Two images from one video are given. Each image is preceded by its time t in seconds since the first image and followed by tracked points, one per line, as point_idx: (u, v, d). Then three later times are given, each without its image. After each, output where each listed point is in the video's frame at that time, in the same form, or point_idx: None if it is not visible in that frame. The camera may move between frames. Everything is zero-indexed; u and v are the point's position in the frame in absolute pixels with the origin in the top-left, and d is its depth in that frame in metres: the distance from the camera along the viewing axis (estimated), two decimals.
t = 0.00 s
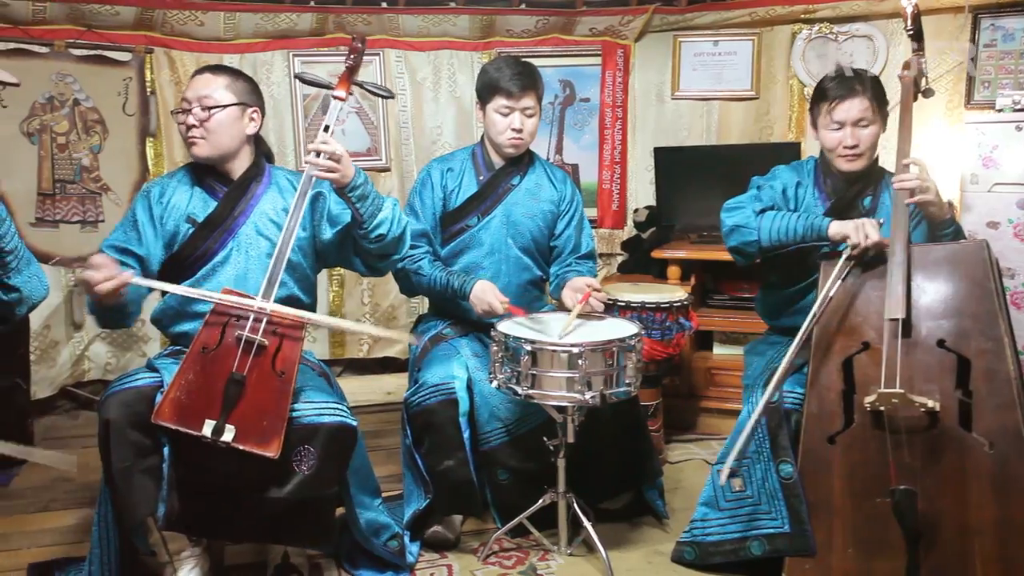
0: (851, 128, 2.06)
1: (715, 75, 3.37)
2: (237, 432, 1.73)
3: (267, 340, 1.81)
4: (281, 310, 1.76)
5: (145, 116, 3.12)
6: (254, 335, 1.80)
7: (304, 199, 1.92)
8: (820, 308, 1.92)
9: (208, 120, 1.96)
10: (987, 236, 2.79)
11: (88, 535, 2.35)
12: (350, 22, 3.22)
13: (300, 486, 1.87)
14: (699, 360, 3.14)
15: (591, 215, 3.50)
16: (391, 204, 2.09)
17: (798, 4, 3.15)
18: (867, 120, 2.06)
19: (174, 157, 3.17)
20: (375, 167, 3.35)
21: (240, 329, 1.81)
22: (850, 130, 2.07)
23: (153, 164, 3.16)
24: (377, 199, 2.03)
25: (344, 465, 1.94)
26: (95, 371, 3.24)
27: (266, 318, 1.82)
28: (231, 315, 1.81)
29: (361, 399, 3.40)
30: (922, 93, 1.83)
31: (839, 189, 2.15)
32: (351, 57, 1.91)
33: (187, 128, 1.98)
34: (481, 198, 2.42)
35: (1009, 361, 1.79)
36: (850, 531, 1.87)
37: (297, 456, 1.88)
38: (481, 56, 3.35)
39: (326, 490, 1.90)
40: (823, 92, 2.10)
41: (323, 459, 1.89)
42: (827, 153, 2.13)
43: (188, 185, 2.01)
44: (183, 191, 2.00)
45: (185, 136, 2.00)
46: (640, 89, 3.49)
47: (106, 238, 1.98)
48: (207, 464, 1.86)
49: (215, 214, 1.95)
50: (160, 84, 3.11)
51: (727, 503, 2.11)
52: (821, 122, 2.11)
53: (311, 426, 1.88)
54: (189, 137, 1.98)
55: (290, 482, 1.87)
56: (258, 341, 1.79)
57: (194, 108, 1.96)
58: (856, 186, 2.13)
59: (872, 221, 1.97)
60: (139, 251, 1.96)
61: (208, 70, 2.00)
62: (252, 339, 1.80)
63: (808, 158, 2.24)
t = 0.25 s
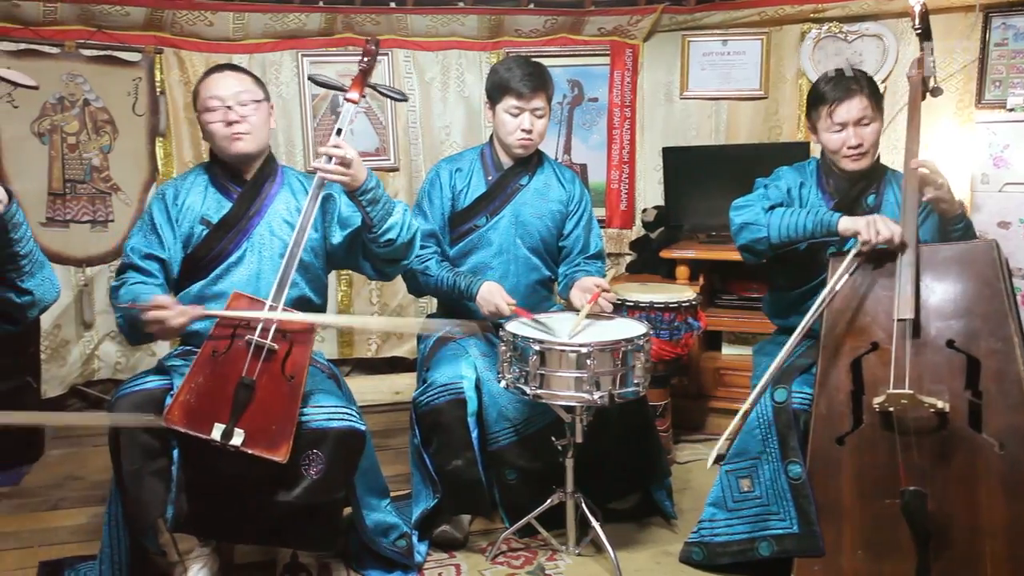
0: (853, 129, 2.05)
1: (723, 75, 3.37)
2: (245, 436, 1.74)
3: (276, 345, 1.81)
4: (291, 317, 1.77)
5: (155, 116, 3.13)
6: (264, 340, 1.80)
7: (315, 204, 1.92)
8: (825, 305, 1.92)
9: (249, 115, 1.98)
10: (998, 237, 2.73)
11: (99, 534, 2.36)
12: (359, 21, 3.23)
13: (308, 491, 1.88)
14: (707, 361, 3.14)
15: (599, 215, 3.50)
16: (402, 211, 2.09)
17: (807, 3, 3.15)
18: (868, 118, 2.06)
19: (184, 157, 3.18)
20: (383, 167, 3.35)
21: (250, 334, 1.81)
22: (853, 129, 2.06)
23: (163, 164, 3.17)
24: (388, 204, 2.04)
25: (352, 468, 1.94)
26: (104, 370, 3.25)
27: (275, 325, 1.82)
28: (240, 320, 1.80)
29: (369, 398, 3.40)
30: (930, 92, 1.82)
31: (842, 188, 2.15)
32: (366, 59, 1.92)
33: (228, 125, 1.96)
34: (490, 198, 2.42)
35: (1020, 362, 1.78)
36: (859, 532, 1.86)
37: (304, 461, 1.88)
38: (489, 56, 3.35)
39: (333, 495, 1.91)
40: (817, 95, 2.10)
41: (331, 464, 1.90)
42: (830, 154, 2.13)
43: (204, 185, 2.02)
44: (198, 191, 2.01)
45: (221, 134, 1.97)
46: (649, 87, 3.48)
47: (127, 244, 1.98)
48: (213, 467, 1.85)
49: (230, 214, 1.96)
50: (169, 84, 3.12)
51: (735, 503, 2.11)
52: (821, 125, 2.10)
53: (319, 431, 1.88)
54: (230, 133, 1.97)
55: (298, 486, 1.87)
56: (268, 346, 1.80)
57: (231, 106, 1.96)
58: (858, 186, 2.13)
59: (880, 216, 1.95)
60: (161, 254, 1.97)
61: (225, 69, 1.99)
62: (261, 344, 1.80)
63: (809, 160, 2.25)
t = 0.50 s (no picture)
0: (856, 122, 2.08)
1: (733, 74, 3.36)
2: (259, 438, 1.73)
3: (289, 347, 1.83)
4: (305, 318, 1.78)
5: (165, 116, 3.13)
6: (277, 342, 1.82)
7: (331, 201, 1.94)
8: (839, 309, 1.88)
9: (286, 119, 2.00)
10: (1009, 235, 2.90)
11: (109, 532, 2.37)
12: (368, 22, 3.23)
13: (321, 491, 1.87)
14: (717, 361, 3.13)
15: (608, 215, 3.50)
16: (417, 209, 2.09)
17: (818, 2, 3.14)
18: (871, 112, 2.08)
19: (193, 157, 3.18)
20: (392, 167, 3.35)
21: (264, 337, 1.83)
22: (857, 123, 2.09)
23: (173, 164, 3.17)
24: (403, 203, 2.04)
25: (363, 470, 1.93)
26: (116, 369, 3.26)
27: (289, 326, 1.84)
28: (254, 322, 1.83)
29: (378, 398, 3.41)
30: (942, 91, 1.80)
31: (847, 184, 2.16)
32: (380, 61, 1.93)
33: (269, 129, 1.97)
34: (500, 198, 2.42)
35: None
36: (870, 533, 1.86)
37: (316, 463, 1.88)
38: (499, 56, 3.35)
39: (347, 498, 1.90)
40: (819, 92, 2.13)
41: (343, 466, 1.89)
42: (834, 149, 2.15)
43: (214, 184, 2.02)
44: (208, 191, 2.01)
45: (261, 139, 1.96)
46: (658, 88, 3.48)
47: (128, 237, 2.00)
48: (226, 464, 1.87)
49: (244, 215, 1.96)
50: (179, 85, 3.12)
51: (745, 503, 2.10)
52: (825, 119, 2.13)
53: (331, 433, 1.88)
54: (272, 138, 1.97)
55: (310, 487, 1.87)
56: (281, 348, 1.81)
57: (271, 111, 1.98)
58: (866, 182, 2.13)
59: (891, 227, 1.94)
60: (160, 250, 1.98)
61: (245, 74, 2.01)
62: (275, 347, 1.82)
63: (812, 161, 2.26)
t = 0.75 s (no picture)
0: (878, 115, 2.07)
1: (743, 74, 3.36)
2: (270, 444, 1.75)
3: (301, 353, 1.82)
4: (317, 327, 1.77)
5: (175, 117, 3.15)
6: (288, 348, 1.81)
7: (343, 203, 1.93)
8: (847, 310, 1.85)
9: (297, 122, 2.01)
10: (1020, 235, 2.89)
11: (121, 530, 2.38)
12: (378, 22, 3.24)
13: (330, 497, 1.88)
14: (726, 361, 3.12)
15: (617, 215, 3.49)
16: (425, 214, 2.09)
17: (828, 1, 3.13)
18: (893, 108, 2.08)
19: (204, 157, 3.20)
20: (402, 167, 3.36)
21: (275, 342, 1.81)
22: (878, 117, 2.08)
23: (184, 164, 3.20)
24: (411, 208, 2.03)
25: (373, 474, 1.94)
26: (126, 368, 3.28)
27: (300, 332, 1.83)
28: (265, 328, 1.81)
29: (388, 398, 3.42)
30: (954, 90, 1.79)
31: (860, 181, 2.15)
32: (390, 62, 1.92)
33: (280, 133, 1.97)
34: (508, 198, 2.42)
35: None
36: (881, 534, 1.84)
37: (327, 468, 1.89)
38: (508, 57, 3.36)
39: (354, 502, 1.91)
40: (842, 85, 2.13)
41: (354, 471, 1.90)
42: (849, 140, 2.14)
43: (225, 187, 2.03)
44: (220, 194, 2.02)
45: (273, 143, 1.97)
46: (667, 88, 3.49)
47: (149, 244, 1.98)
48: (236, 468, 1.87)
49: (254, 217, 1.97)
50: (190, 85, 3.14)
51: (755, 502, 2.11)
52: (846, 109, 2.11)
53: (342, 438, 1.89)
54: (284, 142, 1.98)
55: (322, 492, 1.89)
56: (293, 355, 1.80)
57: (283, 114, 1.98)
58: (878, 179, 2.13)
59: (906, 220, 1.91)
60: (183, 256, 1.96)
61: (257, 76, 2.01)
62: (286, 353, 1.81)
63: (824, 159, 2.26)
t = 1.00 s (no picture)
0: (896, 114, 2.07)
1: (752, 73, 3.34)
2: (285, 449, 1.74)
3: (316, 359, 1.83)
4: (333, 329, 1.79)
5: (185, 117, 3.16)
6: (304, 354, 1.82)
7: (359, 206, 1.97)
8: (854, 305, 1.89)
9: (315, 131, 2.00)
10: None
11: (131, 528, 2.39)
12: (386, 22, 3.24)
13: (345, 501, 1.88)
14: (735, 361, 3.11)
15: (626, 214, 3.49)
16: (443, 206, 2.11)
17: None
18: (910, 108, 2.08)
19: (213, 156, 3.21)
20: (411, 167, 3.36)
21: (292, 348, 1.83)
22: (895, 117, 2.08)
23: (194, 163, 3.21)
24: (428, 204, 2.05)
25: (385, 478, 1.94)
26: (135, 367, 3.29)
27: (317, 335, 1.85)
28: (282, 333, 1.84)
29: (396, 397, 3.42)
30: (967, 90, 1.79)
31: (874, 180, 2.15)
32: (407, 62, 1.93)
33: (302, 144, 1.97)
34: (516, 198, 2.42)
35: None
36: (890, 535, 1.84)
37: (342, 472, 1.89)
38: (517, 56, 3.35)
39: (368, 507, 1.91)
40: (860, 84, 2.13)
41: (368, 474, 1.90)
42: (865, 139, 2.13)
43: (237, 185, 2.02)
44: (231, 192, 2.01)
45: (295, 154, 1.97)
46: (676, 88, 3.47)
47: (145, 234, 2.00)
48: (247, 467, 1.88)
49: (267, 220, 1.98)
50: (199, 85, 3.15)
51: (765, 502, 2.10)
52: (864, 108, 2.11)
53: (357, 443, 1.90)
54: (304, 152, 1.98)
55: (335, 496, 1.88)
56: (308, 360, 1.81)
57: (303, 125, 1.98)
58: (891, 180, 2.12)
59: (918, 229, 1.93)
60: (177, 249, 1.97)
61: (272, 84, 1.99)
62: (302, 358, 1.82)
63: (838, 158, 2.25)
